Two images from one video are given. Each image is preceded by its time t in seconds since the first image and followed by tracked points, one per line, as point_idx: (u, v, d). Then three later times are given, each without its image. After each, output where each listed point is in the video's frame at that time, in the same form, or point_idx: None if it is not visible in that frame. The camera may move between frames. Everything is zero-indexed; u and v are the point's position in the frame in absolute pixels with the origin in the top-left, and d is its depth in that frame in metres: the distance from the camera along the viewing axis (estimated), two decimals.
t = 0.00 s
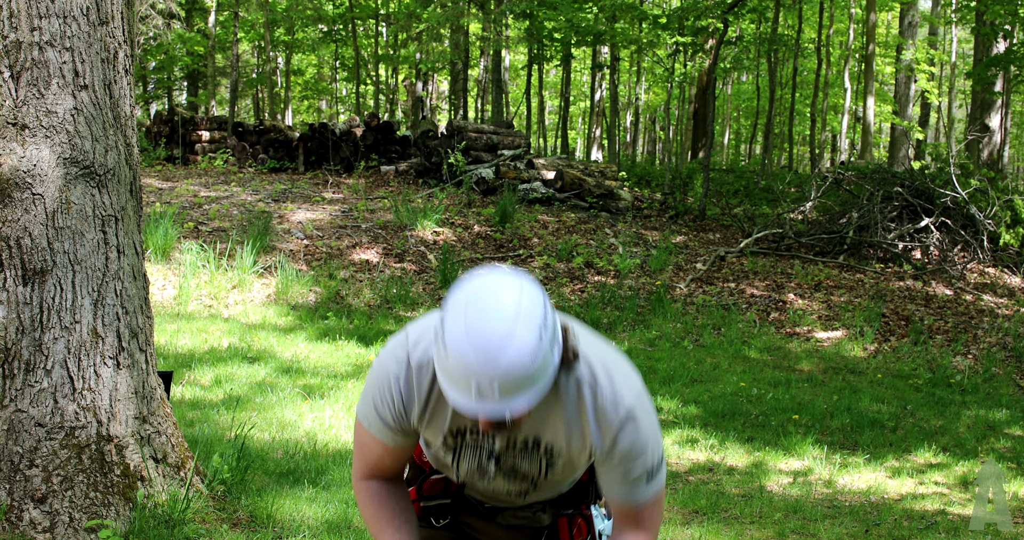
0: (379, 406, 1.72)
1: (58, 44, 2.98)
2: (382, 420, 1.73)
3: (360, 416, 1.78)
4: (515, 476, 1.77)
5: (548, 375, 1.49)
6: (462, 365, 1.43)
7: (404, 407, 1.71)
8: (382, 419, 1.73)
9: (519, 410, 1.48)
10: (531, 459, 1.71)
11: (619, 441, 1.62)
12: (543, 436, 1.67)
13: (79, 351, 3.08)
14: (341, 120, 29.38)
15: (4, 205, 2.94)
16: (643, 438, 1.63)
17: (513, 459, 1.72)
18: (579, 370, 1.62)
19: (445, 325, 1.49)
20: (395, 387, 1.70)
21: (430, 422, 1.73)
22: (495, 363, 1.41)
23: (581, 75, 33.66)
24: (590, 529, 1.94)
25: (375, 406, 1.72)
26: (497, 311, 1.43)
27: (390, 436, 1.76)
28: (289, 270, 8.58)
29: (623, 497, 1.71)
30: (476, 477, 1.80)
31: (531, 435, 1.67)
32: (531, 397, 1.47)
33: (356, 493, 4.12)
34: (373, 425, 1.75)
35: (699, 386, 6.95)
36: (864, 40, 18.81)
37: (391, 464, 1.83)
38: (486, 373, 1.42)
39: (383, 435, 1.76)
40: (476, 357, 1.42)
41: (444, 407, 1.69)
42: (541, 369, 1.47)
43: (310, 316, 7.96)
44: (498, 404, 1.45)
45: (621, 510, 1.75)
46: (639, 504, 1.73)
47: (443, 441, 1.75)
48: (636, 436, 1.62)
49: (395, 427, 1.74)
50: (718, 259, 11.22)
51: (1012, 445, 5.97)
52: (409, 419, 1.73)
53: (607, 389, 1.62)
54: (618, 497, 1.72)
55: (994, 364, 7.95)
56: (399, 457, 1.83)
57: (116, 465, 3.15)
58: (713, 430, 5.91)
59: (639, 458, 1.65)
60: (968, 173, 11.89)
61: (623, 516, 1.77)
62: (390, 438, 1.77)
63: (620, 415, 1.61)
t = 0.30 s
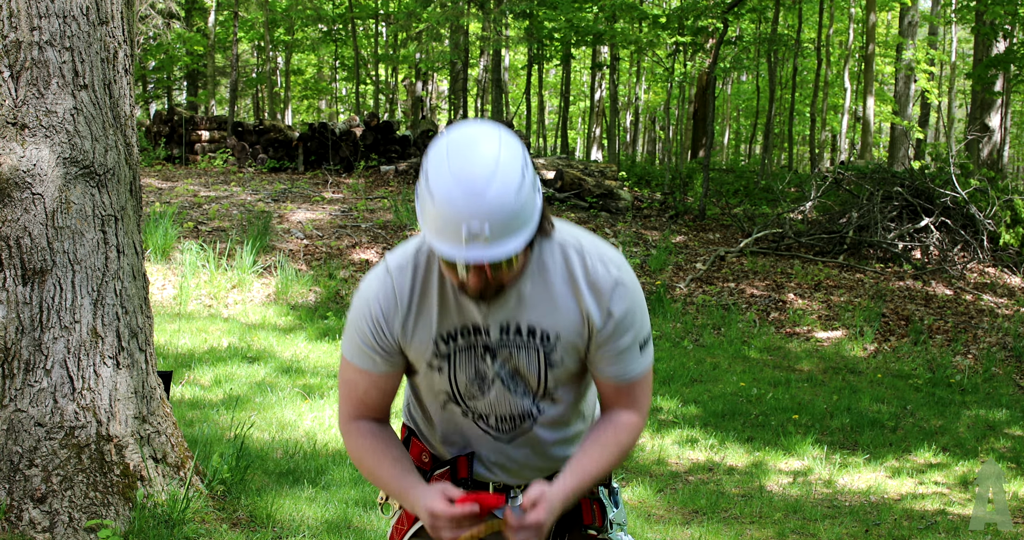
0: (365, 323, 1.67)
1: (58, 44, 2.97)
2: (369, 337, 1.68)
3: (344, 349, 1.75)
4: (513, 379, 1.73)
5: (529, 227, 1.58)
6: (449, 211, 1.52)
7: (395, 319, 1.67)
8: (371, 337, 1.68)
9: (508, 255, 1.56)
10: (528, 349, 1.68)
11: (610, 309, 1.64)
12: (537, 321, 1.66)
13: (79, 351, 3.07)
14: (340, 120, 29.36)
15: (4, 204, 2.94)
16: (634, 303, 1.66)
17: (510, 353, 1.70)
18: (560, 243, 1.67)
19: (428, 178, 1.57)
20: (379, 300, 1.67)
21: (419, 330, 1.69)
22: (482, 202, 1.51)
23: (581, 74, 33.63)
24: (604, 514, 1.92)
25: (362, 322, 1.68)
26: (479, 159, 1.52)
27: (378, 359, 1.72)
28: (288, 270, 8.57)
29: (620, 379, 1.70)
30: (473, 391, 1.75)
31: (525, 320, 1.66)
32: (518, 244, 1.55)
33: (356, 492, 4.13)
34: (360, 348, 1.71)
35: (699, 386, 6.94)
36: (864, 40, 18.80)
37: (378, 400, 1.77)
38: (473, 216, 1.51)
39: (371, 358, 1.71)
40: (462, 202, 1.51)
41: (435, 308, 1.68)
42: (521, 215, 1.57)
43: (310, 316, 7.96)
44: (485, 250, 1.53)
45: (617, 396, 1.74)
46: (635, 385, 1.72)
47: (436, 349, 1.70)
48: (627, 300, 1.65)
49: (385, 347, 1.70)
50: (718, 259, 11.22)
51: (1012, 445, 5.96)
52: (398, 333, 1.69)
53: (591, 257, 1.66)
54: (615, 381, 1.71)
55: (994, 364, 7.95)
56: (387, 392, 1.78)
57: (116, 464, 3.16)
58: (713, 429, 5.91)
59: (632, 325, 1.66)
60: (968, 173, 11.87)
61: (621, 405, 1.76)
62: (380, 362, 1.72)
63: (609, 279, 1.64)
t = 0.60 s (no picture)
0: (343, 275, 1.67)
1: (58, 43, 2.97)
2: (349, 289, 1.67)
3: (320, 313, 1.73)
4: (503, 321, 1.70)
5: (513, 144, 1.66)
6: (437, 126, 1.60)
7: (372, 272, 1.68)
8: (351, 289, 1.67)
9: (497, 166, 1.62)
10: (517, 285, 1.69)
11: (594, 239, 1.71)
12: (525, 255, 1.69)
13: (79, 351, 3.07)
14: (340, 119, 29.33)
15: (4, 204, 2.93)
16: (614, 236, 1.74)
17: (499, 291, 1.69)
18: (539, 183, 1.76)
19: (416, 102, 1.65)
20: (357, 252, 1.67)
21: (402, 278, 1.69)
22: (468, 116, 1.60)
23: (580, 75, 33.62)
24: (604, 501, 1.88)
25: (339, 275, 1.67)
26: (464, 77, 1.62)
27: (358, 315, 1.71)
28: (288, 270, 8.55)
29: (607, 313, 1.75)
30: (460, 338, 1.71)
31: (513, 256, 1.69)
32: (505, 155, 1.62)
33: (356, 492, 4.13)
34: (339, 305, 1.69)
35: (699, 386, 6.94)
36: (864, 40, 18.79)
37: (354, 359, 1.75)
38: (460, 128, 1.59)
39: (351, 315, 1.70)
40: (449, 116, 1.60)
41: (418, 254, 1.70)
42: (506, 132, 1.64)
43: (310, 316, 7.94)
44: (473, 160, 1.59)
45: (609, 333, 1.78)
46: (623, 319, 1.77)
47: (421, 295, 1.69)
48: (608, 233, 1.73)
49: (366, 300, 1.69)
50: (718, 259, 11.21)
51: (1012, 445, 5.96)
52: (379, 282, 1.68)
53: (571, 195, 1.74)
54: (604, 315, 1.75)
55: (994, 364, 7.95)
56: (363, 350, 1.75)
57: (116, 464, 3.16)
58: (714, 430, 5.91)
59: (615, 256, 1.74)
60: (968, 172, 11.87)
61: (615, 345, 1.79)
62: (362, 319, 1.71)
63: (590, 210, 1.72)
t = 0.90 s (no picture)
0: (352, 254, 1.70)
1: (58, 43, 2.97)
2: (357, 266, 1.70)
3: (330, 295, 1.76)
4: (512, 300, 1.70)
5: (525, 75, 1.73)
6: (449, 51, 1.67)
7: (380, 251, 1.71)
8: (359, 267, 1.70)
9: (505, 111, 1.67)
10: (527, 264, 1.70)
11: (605, 221, 1.75)
12: (535, 235, 1.71)
13: (79, 351, 3.07)
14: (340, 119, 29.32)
15: (4, 203, 2.94)
16: (624, 223, 1.78)
17: (507, 270, 1.70)
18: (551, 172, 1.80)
19: (430, 39, 1.73)
20: (366, 231, 1.70)
21: (410, 255, 1.70)
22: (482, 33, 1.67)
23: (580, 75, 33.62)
24: (609, 511, 1.88)
25: (350, 255, 1.70)
26: (479, 35, 1.68)
27: (366, 294, 1.72)
28: (288, 270, 8.54)
29: (615, 297, 1.76)
30: (469, 315, 1.71)
31: (522, 236, 1.71)
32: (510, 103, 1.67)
33: (355, 492, 4.14)
34: (348, 284, 1.71)
35: (699, 386, 6.94)
36: (864, 41, 18.78)
37: (367, 341, 1.76)
38: (473, 47, 1.66)
39: (360, 295, 1.72)
40: (463, 52, 1.66)
41: (426, 232, 1.73)
42: (519, 62, 1.71)
43: (310, 315, 7.93)
44: (487, 81, 1.66)
45: (619, 321, 1.79)
46: (632, 306, 1.78)
47: (428, 273, 1.69)
48: (618, 219, 1.77)
49: (374, 279, 1.71)
50: (718, 259, 11.21)
51: (1012, 445, 5.96)
52: (387, 259, 1.70)
53: (582, 182, 1.78)
54: (612, 298, 1.77)
55: (994, 364, 7.95)
56: (375, 333, 1.77)
57: (116, 464, 3.16)
58: (714, 430, 5.91)
59: (626, 242, 1.77)
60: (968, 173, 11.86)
61: (625, 334, 1.80)
62: (370, 299, 1.73)
63: (601, 194, 1.76)
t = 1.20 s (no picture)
0: (372, 237, 1.72)
1: (58, 43, 2.97)
2: (378, 250, 1.71)
3: (348, 277, 1.77)
4: (525, 293, 1.70)
5: (558, 57, 1.79)
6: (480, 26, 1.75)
7: (400, 234, 1.72)
8: (381, 250, 1.71)
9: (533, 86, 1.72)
10: (543, 258, 1.70)
11: (626, 225, 1.75)
12: (554, 230, 1.71)
13: (79, 351, 3.07)
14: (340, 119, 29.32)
15: (4, 204, 2.93)
16: (644, 230, 1.78)
17: (525, 263, 1.69)
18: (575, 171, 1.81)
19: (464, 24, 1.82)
20: (389, 215, 1.72)
21: (429, 240, 1.71)
22: (514, 7, 1.73)
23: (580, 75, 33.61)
24: (611, 516, 1.87)
25: (370, 238, 1.72)
26: (508, 16, 1.73)
27: (384, 278, 1.73)
28: (288, 270, 8.54)
29: (628, 301, 1.77)
30: (482, 305, 1.70)
31: (542, 230, 1.71)
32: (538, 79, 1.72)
33: (356, 492, 4.14)
34: (367, 268, 1.73)
35: (699, 386, 6.94)
36: (864, 40, 18.77)
37: (384, 328, 1.78)
38: (505, 22, 1.73)
39: (379, 279, 1.73)
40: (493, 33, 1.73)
41: (446, 218, 1.73)
42: (550, 45, 1.78)
43: (310, 316, 7.93)
44: (514, 57, 1.71)
45: (627, 329, 1.80)
46: (644, 314, 1.79)
47: (445, 259, 1.70)
48: (639, 224, 1.77)
49: (394, 263, 1.72)
50: (718, 259, 11.20)
51: (1012, 445, 5.95)
52: (406, 243, 1.72)
53: (606, 186, 1.78)
54: (625, 302, 1.77)
55: (994, 364, 7.95)
56: (391, 319, 1.78)
57: (116, 464, 3.17)
58: (713, 430, 5.91)
59: (645, 248, 1.77)
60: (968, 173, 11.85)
61: (633, 343, 1.81)
62: (388, 283, 1.74)
63: (624, 199, 1.76)
